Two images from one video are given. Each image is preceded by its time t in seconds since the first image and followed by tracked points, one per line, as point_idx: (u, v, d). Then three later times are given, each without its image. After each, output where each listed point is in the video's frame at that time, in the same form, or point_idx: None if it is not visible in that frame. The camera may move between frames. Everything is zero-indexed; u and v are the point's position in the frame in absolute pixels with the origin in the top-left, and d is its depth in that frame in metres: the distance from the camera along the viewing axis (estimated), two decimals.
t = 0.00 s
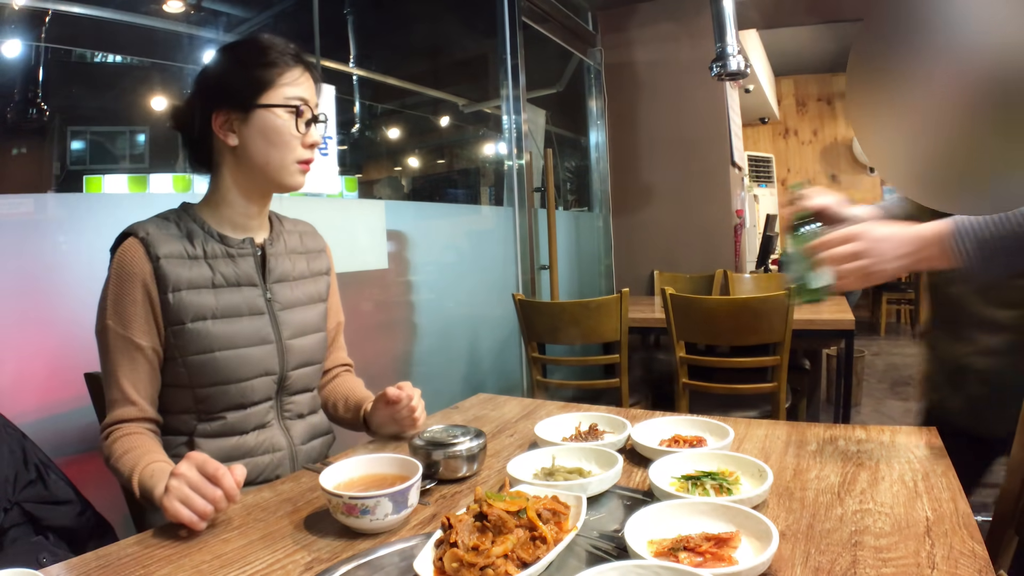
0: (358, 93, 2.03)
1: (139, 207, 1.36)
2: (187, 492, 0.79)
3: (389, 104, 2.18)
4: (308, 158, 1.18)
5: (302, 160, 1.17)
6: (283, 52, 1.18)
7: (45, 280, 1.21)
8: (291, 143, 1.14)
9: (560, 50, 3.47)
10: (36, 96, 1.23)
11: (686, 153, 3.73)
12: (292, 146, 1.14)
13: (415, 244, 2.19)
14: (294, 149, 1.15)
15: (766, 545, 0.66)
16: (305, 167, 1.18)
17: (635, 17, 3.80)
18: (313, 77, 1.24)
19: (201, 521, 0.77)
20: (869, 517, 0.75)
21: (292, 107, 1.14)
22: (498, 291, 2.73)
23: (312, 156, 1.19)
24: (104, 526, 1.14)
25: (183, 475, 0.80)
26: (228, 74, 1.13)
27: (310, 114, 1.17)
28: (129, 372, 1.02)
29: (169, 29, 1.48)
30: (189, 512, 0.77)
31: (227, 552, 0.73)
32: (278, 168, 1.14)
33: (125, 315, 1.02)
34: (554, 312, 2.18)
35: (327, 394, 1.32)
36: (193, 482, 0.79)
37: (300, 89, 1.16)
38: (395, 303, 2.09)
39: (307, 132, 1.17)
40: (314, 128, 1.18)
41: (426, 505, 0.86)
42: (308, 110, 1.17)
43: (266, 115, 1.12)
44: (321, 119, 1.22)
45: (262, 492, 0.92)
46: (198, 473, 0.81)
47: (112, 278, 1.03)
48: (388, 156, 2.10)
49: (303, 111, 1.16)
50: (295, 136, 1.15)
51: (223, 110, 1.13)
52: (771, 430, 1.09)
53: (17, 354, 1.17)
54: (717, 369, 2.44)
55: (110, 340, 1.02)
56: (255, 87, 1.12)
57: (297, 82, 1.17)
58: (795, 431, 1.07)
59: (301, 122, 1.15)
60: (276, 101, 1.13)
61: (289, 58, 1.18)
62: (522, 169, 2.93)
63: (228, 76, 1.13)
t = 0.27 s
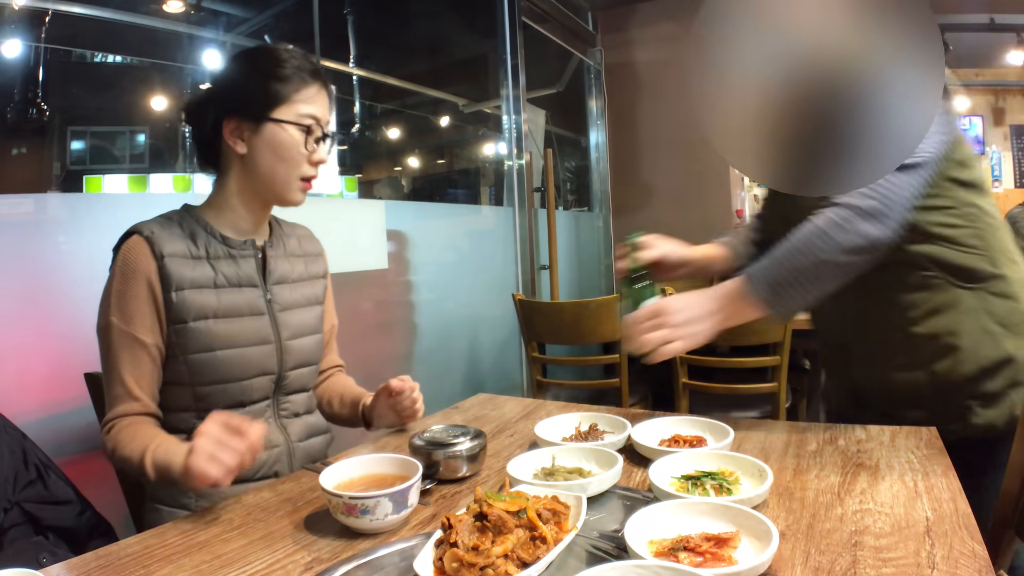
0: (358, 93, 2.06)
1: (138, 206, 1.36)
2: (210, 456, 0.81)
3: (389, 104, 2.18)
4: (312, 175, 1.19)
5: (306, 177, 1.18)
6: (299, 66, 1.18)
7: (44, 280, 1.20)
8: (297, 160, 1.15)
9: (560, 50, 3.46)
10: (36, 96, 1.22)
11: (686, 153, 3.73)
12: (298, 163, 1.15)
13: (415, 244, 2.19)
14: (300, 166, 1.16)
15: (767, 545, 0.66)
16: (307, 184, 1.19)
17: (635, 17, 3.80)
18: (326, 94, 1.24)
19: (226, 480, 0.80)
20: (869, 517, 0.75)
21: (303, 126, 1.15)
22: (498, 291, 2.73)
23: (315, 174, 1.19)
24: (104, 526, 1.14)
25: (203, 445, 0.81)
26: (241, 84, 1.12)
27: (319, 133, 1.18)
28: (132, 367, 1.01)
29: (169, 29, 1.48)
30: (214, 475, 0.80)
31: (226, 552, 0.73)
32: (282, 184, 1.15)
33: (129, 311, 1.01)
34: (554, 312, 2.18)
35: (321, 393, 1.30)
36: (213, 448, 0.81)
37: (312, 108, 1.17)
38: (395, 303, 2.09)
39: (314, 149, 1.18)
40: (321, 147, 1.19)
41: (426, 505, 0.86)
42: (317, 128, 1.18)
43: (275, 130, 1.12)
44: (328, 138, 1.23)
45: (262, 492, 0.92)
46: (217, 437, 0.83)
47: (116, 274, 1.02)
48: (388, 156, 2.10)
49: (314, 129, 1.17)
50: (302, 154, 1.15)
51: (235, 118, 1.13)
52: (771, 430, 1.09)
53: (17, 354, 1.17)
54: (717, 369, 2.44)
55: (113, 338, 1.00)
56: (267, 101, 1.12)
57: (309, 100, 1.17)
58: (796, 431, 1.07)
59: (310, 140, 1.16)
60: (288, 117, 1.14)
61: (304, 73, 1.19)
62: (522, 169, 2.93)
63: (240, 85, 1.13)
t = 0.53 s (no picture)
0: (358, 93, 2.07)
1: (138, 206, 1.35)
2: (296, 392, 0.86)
3: (389, 104, 2.19)
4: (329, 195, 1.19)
5: (323, 196, 1.18)
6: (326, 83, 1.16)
7: (43, 281, 1.20)
8: (316, 180, 1.15)
9: (560, 50, 3.47)
10: (36, 96, 1.23)
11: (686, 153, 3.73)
12: (316, 184, 1.15)
13: (415, 244, 2.19)
14: (318, 186, 1.16)
15: (767, 545, 0.66)
16: (321, 203, 1.19)
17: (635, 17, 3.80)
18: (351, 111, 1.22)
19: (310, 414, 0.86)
20: (869, 517, 0.75)
21: (327, 148, 1.14)
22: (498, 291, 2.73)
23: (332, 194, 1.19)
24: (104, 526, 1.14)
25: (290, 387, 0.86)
26: (269, 100, 1.11)
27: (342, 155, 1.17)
28: (156, 361, 0.98)
29: (169, 29, 1.48)
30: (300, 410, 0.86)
31: (226, 551, 0.73)
32: (298, 202, 1.16)
33: (152, 305, 0.99)
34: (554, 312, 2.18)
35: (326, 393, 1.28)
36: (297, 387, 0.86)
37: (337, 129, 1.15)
38: (395, 303, 2.09)
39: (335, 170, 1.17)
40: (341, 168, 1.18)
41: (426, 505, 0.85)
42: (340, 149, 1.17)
43: (299, 149, 1.12)
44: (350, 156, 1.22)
45: (262, 492, 0.92)
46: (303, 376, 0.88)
47: (137, 269, 1.00)
48: (388, 156, 2.11)
49: (337, 152, 1.16)
50: (322, 175, 1.15)
51: (259, 130, 1.12)
52: (771, 430, 1.09)
53: (17, 354, 1.17)
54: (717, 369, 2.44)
55: (135, 333, 0.97)
56: (293, 119, 1.10)
57: (335, 121, 1.15)
58: (796, 431, 1.07)
59: (331, 162, 1.15)
60: (312, 138, 1.12)
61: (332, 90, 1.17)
62: (522, 169, 2.87)
63: (265, 100, 1.11)
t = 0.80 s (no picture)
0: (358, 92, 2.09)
1: (138, 205, 1.33)
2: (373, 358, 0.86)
3: (388, 104, 2.20)
4: (334, 189, 1.20)
5: (329, 190, 1.18)
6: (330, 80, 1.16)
7: (43, 281, 1.20)
8: (321, 174, 1.15)
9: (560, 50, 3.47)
10: (36, 96, 1.23)
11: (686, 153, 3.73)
12: (320, 178, 1.15)
13: (415, 244, 2.19)
14: (323, 180, 1.16)
15: (767, 545, 0.66)
16: (327, 197, 1.19)
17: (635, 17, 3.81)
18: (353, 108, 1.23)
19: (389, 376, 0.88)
20: (869, 517, 0.75)
21: (330, 143, 1.15)
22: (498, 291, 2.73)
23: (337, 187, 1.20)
24: (104, 526, 1.14)
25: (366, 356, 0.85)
26: (274, 95, 1.11)
27: (347, 150, 1.17)
28: (196, 349, 0.98)
29: (169, 29, 1.48)
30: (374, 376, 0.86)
31: (227, 552, 0.73)
32: (304, 197, 1.16)
33: (186, 296, 0.99)
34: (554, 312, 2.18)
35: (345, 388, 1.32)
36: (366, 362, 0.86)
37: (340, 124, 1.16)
38: (395, 303, 2.09)
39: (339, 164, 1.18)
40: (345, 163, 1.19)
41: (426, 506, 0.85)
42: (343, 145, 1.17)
43: (302, 144, 1.12)
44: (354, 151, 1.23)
45: (262, 492, 0.92)
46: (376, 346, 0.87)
47: (168, 261, 0.99)
48: (388, 157, 2.11)
49: (341, 147, 1.16)
50: (326, 168, 1.15)
51: (265, 126, 1.12)
52: (771, 430, 1.09)
53: (17, 353, 1.17)
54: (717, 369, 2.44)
55: (172, 323, 0.97)
56: (296, 114, 1.11)
57: (338, 116, 1.16)
58: (796, 431, 1.07)
59: (335, 156, 1.16)
60: (315, 134, 1.13)
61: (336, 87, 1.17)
62: (522, 169, 2.85)
63: (269, 96, 1.12)
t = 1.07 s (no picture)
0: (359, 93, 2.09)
1: (139, 205, 1.35)
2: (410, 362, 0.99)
3: (388, 104, 2.20)
4: (340, 190, 1.20)
5: (334, 192, 1.19)
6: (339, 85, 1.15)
7: (44, 282, 1.20)
8: (328, 178, 1.15)
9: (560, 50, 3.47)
10: (36, 96, 1.23)
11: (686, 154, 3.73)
12: (327, 181, 1.15)
13: (415, 244, 2.18)
14: (330, 184, 1.16)
15: (767, 544, 0.66)
16: (332, 198, 1.20)
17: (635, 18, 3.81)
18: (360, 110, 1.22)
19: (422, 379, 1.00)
20: (869, 517, 0.75)
21: (337, 147, 1.14)
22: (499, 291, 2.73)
23: (343, 190, 1.20)
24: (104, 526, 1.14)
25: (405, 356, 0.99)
26: (281, 100, 1.11)
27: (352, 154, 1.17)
28: (220, 342, 0.98)
29: (169, 29, 1.48)
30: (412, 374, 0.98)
31: (227, 551, 0.73)
32: (311, 199, 1.17)
33: (206, 290, 1.00)
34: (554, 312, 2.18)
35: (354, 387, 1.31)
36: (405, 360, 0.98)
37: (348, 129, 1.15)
38: (395, 303, 2.09)
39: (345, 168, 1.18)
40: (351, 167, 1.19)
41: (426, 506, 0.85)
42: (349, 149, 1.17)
43: (309, 150, 1.12)
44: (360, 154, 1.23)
45: (262, 492, 0.92)
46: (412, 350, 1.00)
47: (186, 256, 0.99)
48: (389, 157, 2.11)
49: (346, 150, 1.16)
50: (333, 172, 1.16)
51: (272, 130, 1.12)
52: (771, 430, 1.09)
53: (17, 353, 1.17)
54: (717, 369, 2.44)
55: (195, 316, 0.97)
56: (304, 120, 1.11)
57: (345, 120, 1.15)
58: (796, 431, 1.07)
59: (341, 161, 1.16)
60: (322, 138, 1.13)
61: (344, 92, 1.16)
62: (522, 169, 2.88)
63: (277, 101, 1.11)
